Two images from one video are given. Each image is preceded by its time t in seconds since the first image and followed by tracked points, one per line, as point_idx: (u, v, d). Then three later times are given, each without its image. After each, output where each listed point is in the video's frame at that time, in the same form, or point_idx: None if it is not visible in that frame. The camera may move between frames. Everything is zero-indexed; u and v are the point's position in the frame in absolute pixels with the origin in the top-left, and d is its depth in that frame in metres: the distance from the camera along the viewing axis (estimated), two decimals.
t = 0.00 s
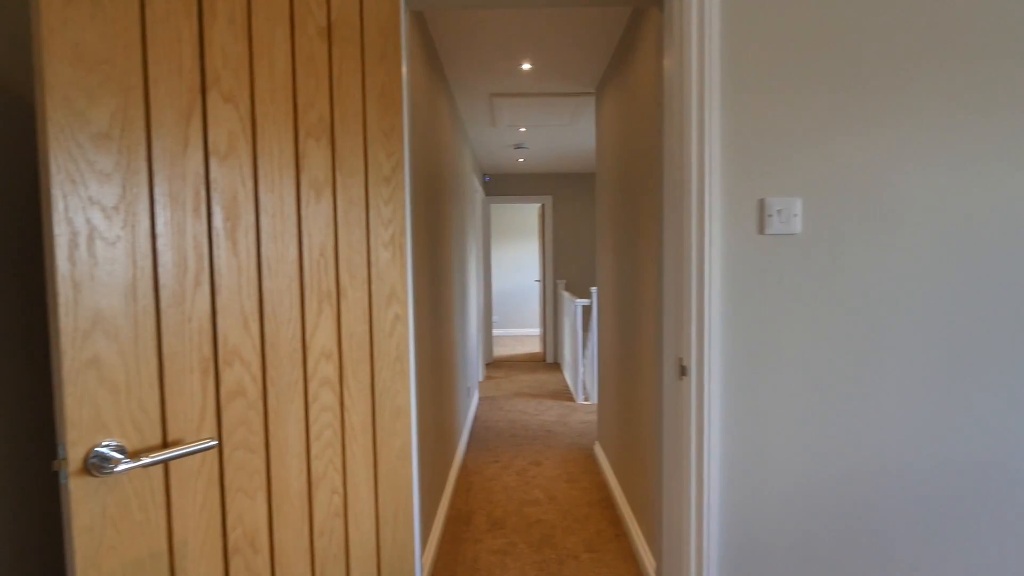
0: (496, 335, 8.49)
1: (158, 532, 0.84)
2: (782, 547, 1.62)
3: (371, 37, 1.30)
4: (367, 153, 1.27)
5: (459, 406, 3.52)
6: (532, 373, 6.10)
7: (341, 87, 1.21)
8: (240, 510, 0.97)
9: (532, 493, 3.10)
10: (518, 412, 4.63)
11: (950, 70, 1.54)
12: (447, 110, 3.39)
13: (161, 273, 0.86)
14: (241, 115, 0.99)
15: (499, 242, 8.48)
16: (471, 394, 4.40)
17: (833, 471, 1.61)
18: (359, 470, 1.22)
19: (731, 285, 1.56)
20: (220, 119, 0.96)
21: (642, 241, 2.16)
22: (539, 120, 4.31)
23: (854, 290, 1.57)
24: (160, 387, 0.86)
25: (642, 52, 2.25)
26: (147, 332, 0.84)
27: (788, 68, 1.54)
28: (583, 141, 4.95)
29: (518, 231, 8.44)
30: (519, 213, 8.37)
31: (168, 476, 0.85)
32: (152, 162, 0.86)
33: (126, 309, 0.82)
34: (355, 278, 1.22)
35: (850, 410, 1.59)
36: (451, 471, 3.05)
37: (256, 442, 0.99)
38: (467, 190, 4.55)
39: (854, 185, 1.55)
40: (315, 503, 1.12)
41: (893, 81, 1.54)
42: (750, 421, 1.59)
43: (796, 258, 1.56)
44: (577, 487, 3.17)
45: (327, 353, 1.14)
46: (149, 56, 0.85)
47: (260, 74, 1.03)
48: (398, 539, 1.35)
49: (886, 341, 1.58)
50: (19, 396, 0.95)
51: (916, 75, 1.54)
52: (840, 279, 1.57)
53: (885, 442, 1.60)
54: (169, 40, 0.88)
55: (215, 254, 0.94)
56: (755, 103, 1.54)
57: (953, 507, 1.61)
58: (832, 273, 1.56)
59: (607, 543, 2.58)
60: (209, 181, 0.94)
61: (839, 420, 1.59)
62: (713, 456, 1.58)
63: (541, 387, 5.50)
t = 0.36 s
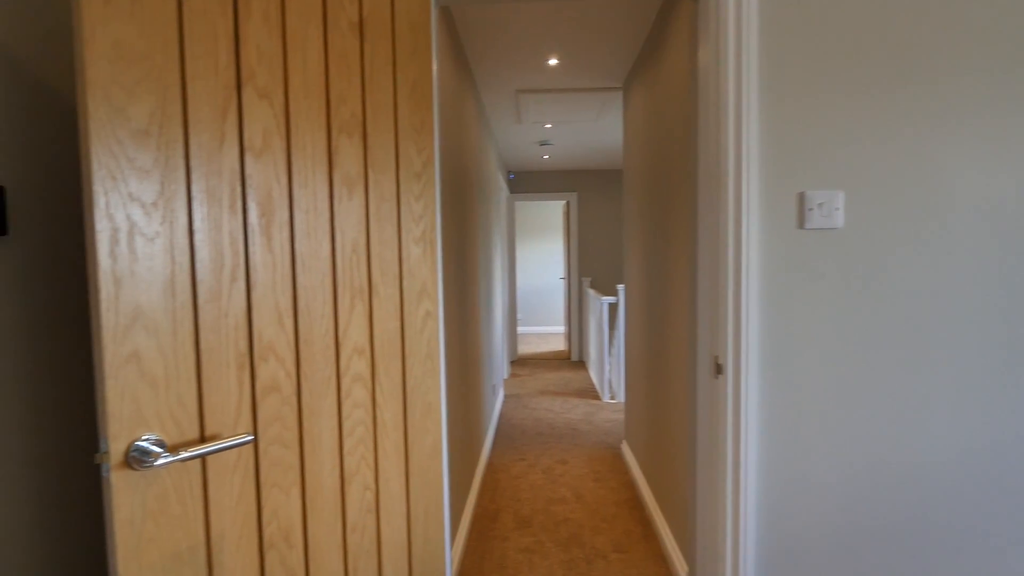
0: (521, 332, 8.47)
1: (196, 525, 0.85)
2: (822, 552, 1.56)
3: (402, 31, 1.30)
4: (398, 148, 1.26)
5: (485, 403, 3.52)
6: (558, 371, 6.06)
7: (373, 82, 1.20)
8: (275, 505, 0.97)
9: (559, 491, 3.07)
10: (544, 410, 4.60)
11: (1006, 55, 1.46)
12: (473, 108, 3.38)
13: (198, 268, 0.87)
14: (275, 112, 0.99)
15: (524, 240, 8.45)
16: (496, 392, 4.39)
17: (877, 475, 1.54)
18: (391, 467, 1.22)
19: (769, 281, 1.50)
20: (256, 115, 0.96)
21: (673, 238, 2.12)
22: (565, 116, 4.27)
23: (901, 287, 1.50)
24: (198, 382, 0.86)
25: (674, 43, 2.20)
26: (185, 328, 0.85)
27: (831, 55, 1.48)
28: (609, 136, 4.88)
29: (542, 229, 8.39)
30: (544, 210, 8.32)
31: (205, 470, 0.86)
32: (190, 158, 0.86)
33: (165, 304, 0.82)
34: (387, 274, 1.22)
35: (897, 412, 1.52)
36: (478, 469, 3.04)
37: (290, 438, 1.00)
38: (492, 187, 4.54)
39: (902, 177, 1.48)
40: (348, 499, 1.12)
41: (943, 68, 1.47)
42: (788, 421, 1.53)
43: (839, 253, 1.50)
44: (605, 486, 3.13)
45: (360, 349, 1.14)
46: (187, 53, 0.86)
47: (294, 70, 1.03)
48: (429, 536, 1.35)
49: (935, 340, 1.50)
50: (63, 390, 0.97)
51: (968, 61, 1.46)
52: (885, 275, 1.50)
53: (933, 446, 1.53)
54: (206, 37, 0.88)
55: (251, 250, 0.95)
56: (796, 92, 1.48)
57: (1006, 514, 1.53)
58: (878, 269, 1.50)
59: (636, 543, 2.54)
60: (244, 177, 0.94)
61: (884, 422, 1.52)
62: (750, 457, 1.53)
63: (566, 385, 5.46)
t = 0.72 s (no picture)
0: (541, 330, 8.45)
1: (225, 521, 0.85)
2: (856, 558, 1.51)
3: (427, 27, 1.29)
4: (423, 145, 1.26)
5: (506, 401, 3.50)
6: (579, 369, 6.02)
7: (398, 78, 1.19)
8: (303, 502, 0.97)
9: (582, 490, 3.04)
10: (566, 408, 4.58)
11: None
12: (495, 105, 3.36)
13: (227, 265, 0.87)
14: (302, 109, 0.99)
15: (544, 237, 8.42)
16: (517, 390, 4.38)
17: (915, 479, 1.48)
18: (416, 465, 1.22)
19: (802, 278, 1.45)
20: (283, 112, 0.96)
21: (699, 236, 2.07)
22: (587, 112, 4.23)
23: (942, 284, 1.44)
24: (227, 378, 0.87)
25: (700, 34, 2.15)
26: (215, 324, 0.85)
27: (869, 44, 1.42)
28: (631, 132, 4.82)
29: (562, 226, 8.34)
30: (565, 207, 8.27)
31: (235, 466, 0.86)
32: (219, 156, 0.86)
33: (195, 301, 0.83)
34: (412, 270, 1.21)
35: (937, 413, 1.46)
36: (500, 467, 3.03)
37: (317, 435, 1.00)
38: (513, 185, 4.52)
39: (943, 169, 1.42)
40: (374, 496, 1.11)
41: (987, 56, 1.40)
42: (821, 423, 1.48)
43: (876, 248, 1.44)
44: (627, 485, 3.09)
45: (385, 346, 1.14)
46: (216, 51, 0.86)
47: (320, 66, 1.03)
48: (455, 534, 1.34)
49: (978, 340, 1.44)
50: (96, 385, 0.99)
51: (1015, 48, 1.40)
52: (926, 272, 1.44)
53: (975, 449, 1.46)
54: (234, 35, 0.89)
55: (279, 247, 0.95)
56: (831, 83, 1.42)
57: None
58: (918, 265, 1.44)
59: (660, 544, 2.50)
60: (272, 174, 0.94)
61: (924, 424, 1.47)
62: (781, 459, 1.48)
63: (588, 384, 5.42)
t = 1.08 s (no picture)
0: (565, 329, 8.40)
1: (258, 519, 0.86)
2: (900, 568, 1.45)
3: (456, 23, 1.27)
4: (452, 142, 1.25)
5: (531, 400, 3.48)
6: (604, 368, 5.96)
7: (427, 75, 1.18)
8: (334, 500, 0.97)
9: (608, 491, 3.00)
10: (591, 408, 4.53)
11: None
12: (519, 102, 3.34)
13: (259, 264, 0.87)
14: (333, 107, 0.99)
15: (568, 235, 8.36)
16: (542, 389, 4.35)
17: (966, 487, 1.41)
18: (445, 464, 1.21)
19: (844, 275, 1.39)
20: (314, 110, 0.96)
21: (730, 233, 2.02)
22: (613, 108, 4.17)
23: (995, 281, 1.36)
24: (259, 377, 0.87)
25: (732, 25, 2.08)
26: (248, 323, 0.86)
27: (917, 29, 1.34)
28: (658, 128, 4.73)
29: (587, 224, 8.27)
30: (589, 205, 8.20)
31: (267, 465, 0.87)
32: (250, 154, 0.87)
33: (228, 300, 0.83)
34: (440, 268, 1.20)
35: (990, 419, 1.38)
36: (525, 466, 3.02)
37: (348, 434, 0.99)
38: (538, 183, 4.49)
39: (998, 160, 1.34)
40: (403, 495, 1.11)
41: None
42: (864, 427, 1.42)
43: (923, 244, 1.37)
44: (655, 486, 3.04)
45: (415, 345, 1.13)
46: (248, 50, 0.86)
47: (350, 64, 1.02)
48: (484, 534, 1.33)
49: None
50: (132, 382, 1.01)
51: None
52: (978, 269, 1.36)
53: None
54: (266, 33, 0.89)
55: (310, 246, 0.95)
56: (876, 71, 1.35)
57: None
58: (969, 262, 1.36)
59: (690, 546, 2.45)
60: (303, 172, 0.94)
61: (975, 429, 1.39)
62: (821, 464, 1.42)
63: (613, 383, 5.36)
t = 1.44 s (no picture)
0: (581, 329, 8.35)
1: (276, 522, 0.85)
2: None
3: (474, 20, 1.26)
4: (470, 140, 1.23)
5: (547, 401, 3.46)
6: (620, 369, 5.91)
7: (445, 73, 1.17)
8: (351, 503, 0.96)
9: (626, 493, 2.96)
10: (607, 409, 4.49)
11: None
12: (535, 100, 3.32)
13: (278, 264, 0.87)
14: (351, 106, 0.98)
15: (584, 235, 8.31)
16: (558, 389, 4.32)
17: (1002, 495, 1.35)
18: (463, 466, 1.19)
19: (874, 275, 1.34)
20: (332, 109, 0.95)
21: (751, 232, 1.98)
22: (630, 106, 4.12)
23: None
24: (278, 378, 0.86)
25: (754, 19, 2.04)
26: (267, 324, 0.85)
27: (951, 20, 1.29)
28: (676, 126, 4.67)
29: (603, 223, 8.21)
30: (605, 204, 8.14)
31: (285, 467, 0.86)
32: (269, 154, 0.86)
33: (247, 301, 0.83)
34: (459, 268, 1.19)
35: None
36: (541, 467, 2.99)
37: (366, 436, 0.98)
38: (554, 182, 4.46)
39: None
40: (421, 498, 1.10)
41: None
42: (894, 432, 1.37)
43: (957, 243, 1.32)
44: (673, 489, 2.99)
45: (433, 346, 1.12)
46: (266, 49, 0.86)
47: (368, 62, 1.01)
48: (502, 538, 1.31)
49: None
50: (152, 382, 1.01)
51: None
52: (1015, 268, 1.31)
53: None
54: (284, 32, 0.88)
55: (328, 247, 0.94)
56: (907, 63, 1.30)
57: None
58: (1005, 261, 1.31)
59: (709, 550, 2.40)
60: (321, 172, 0.93)
61: (1011, 435, 1.34)
62: (849, 470, 1.37)
63: (630, 383, 5.31)
